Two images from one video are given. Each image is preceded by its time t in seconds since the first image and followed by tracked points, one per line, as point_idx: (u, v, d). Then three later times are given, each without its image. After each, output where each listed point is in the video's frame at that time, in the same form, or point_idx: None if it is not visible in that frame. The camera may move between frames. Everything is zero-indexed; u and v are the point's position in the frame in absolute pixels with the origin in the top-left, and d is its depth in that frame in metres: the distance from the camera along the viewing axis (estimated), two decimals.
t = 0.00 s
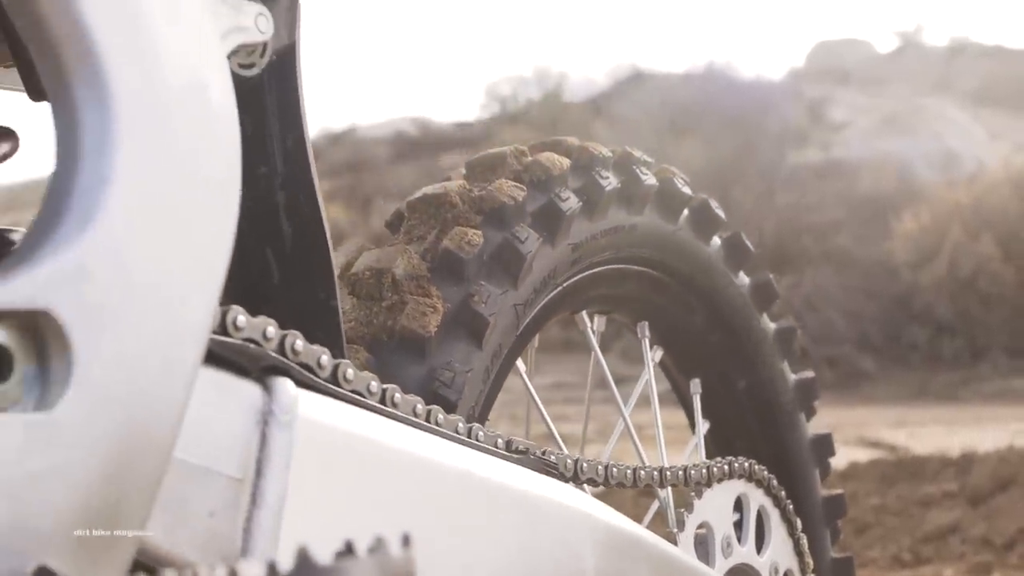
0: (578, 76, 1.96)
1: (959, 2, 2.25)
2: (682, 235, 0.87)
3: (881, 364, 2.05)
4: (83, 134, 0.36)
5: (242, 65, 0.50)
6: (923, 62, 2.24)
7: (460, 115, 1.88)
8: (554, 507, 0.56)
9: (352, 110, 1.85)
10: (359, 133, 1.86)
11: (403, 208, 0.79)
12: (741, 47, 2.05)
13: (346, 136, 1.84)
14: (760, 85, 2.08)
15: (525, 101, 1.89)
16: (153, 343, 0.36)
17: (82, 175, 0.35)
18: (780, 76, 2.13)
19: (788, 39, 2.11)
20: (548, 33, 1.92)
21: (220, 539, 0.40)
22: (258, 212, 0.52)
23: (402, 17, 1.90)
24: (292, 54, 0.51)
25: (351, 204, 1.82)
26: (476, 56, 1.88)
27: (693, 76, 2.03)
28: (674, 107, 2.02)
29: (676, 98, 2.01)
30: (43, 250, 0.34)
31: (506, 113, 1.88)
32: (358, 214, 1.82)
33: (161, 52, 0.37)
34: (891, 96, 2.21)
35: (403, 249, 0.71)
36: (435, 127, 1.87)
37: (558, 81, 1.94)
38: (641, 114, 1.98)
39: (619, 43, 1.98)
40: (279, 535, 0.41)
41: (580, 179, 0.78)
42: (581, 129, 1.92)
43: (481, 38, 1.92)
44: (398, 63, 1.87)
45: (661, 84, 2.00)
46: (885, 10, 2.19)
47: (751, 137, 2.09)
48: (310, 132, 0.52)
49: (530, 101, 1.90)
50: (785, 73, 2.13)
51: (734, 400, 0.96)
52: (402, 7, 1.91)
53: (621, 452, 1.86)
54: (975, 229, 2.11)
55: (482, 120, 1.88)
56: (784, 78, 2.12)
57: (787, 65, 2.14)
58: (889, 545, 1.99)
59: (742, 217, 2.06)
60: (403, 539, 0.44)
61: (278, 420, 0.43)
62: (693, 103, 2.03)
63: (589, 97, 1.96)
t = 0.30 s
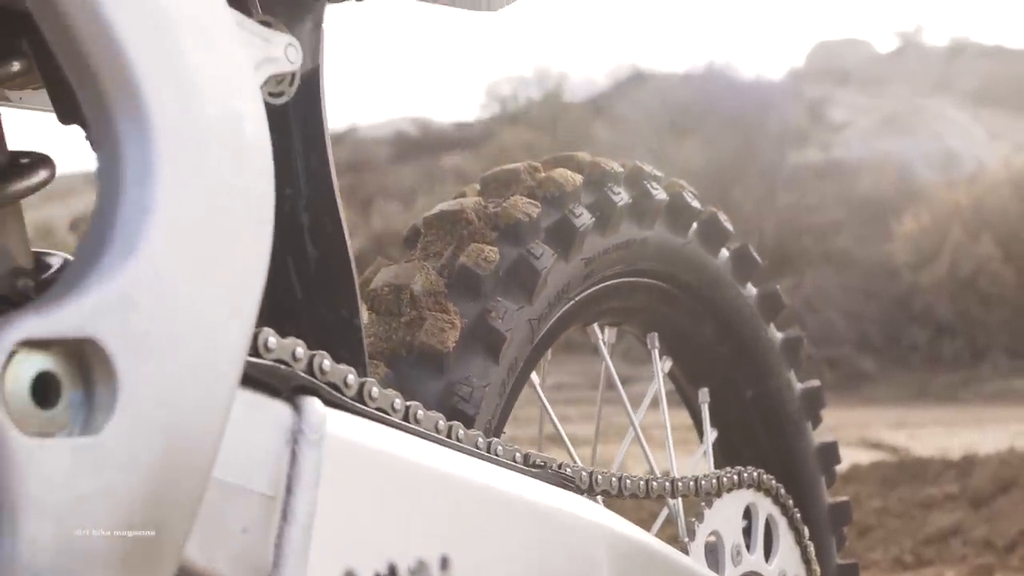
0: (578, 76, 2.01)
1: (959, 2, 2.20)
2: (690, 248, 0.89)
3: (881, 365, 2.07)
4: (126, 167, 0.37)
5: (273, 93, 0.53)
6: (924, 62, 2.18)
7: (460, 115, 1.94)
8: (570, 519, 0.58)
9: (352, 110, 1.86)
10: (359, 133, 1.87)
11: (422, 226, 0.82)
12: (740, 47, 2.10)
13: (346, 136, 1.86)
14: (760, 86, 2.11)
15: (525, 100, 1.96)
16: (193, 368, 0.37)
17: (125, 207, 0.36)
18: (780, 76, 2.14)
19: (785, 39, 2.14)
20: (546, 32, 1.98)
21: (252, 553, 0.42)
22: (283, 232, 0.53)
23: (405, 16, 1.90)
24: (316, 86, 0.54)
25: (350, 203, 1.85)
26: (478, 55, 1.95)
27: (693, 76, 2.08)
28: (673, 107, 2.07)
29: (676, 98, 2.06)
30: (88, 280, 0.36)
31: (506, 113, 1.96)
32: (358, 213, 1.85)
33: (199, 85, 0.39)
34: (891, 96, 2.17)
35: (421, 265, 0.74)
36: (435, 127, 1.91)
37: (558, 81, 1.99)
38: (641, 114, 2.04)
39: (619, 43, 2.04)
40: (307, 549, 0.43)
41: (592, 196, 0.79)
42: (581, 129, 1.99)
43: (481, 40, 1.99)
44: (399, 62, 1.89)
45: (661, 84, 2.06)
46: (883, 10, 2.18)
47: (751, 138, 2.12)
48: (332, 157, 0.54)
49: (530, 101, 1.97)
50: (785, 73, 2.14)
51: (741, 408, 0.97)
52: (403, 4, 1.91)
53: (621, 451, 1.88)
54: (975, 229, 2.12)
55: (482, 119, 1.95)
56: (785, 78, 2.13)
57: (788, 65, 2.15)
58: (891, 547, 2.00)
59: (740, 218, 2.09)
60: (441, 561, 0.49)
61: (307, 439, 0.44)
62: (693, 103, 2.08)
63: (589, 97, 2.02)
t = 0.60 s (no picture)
0: (579, 78, 1.99)
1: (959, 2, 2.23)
2: (699, 263, 0.86)
3: (882, 368, 2.09)
4: (165, 201, 0.38)
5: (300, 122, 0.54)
6: (924, 63, 2.22)
7: (460, 118, 1.92)
8: (586, 534, 0.59)
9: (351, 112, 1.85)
10: (360, 136, 1.87)
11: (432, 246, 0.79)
12: (742, 50, 2.09)
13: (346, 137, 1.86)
14: (760, 88, 2.12)
15: (526, 102, 1.94)
16: (229, 394, 0.39)
17: (164, 240, 0.38)
18: (781, 78, 2.16)
19: (787, 40, 2.15)
20: (551, 35, 1.93)
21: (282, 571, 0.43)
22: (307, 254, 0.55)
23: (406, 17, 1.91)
24: (338, 109, 0.55)
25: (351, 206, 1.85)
26: (479, 58, 1.89)
27: (693, 78, 2.07)
28: (673, 108, 2.07)
29: (676, 99, 2.05)
30: (129, 310, 0.37)
31: (506, 116, 1.94)
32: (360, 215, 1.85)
33: (235, 120, 0.40)
34: (891, 98, 2.20)
35: (435, 283, 0.71)
36: (436, 129, 1.89)
37: (559, 83, 1.97)
38: (641, 116, 2.04)
39: (619, 44, 2.01)
40: (334, 567, 0.44)
41: (604, 214, 0.77)
42: (581, 131, 1.97)
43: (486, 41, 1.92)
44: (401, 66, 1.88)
45: (662, 85, 2.05)
46: (884, 12, 2.20)
47: (751, 139, 2.12)
48: (353, 176, 0.55)
49: (531, 102, 1.95)
50: (786, 74, 2.16)
51: (751, 419, 0.96)
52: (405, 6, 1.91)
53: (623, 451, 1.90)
54: (975, 232, 2.13)
55: (482, 121, 1.93)
56: (785, 80, 2.15)
57: (788, 66, 2.17)
58: (894, 552, 1.99)
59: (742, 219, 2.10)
60: None
61: (335, 458, 0.45)
62: (692, 103, 2.07)
63: (590, 99, 2.00)
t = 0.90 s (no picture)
0: (580, 78, 1.93)
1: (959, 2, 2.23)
2: (709, 275, 0.86)
3: (884, 368, 2.08)
4: (200, 231, 0.40)
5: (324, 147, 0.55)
6: (925, 61, 2.20)
7: (462, 118, 1.85)
8: (601, 546, 0.61)
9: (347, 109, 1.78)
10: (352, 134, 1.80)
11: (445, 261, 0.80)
12: (743, 49, 2.05)
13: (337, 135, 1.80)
14: (762, 88, 2.08)
15: (527, 102, 1.88)
16: (261, 417, 0.40)
17: (197, 267, 0.39)
18: (783, 77, 2.12)
19: (790, 39, 2.11)
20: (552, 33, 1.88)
21: None
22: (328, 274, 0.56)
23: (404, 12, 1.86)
24: (358, 135, 0.56)
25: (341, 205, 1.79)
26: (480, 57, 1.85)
27: (696, 78, 2.03)
28: (675, 108, 2.02)
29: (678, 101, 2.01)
30: (165, 336, 0.38)
31: (508, 116, 1.87)
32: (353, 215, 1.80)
33: (264, 149, 0.41)
34: (892, 98, 2.19)
35: (450, 298, 0.72)
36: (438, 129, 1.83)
37: (560, 83, 1.91)
38: (642, 115, 1.97)
39: (620, 43, 1.96)
40: None
41: (615, 228, 0.78)
42: (583, 131, 1.91)
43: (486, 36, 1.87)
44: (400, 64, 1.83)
45: (664, 86, 2.00)
46: (884, 11, 2.19)
47: (753, 138, 2.06)
48: (374, 199, 0.57)
49: (533, 102, 1.89)
50: (788, 74, 2.11)
51: (758, 427, 0.97)
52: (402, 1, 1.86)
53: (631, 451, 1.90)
54: (977, 232, 2.15)
55: (484, 122, 1.86)
56: (787, 79, 2.11)
57: (789, 65, 2.13)
58: (897, 553, 2.02)
59: (742, 220, 2.05)
60: None
61: (359, 476, 0.46)
62: (693, 104, 2.03)
63: (591, 99, 1.93)
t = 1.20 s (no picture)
0: (584, 78, 1.89)
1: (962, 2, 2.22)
2: (718, 288, 0.85)
3: (887, 371, 2.07)
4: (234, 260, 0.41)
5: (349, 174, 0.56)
6: (929, 63, 2.19)
7: (466, 118, 1.81)
8: (616, 560, 0.62)
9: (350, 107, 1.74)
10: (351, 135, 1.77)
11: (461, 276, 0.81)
12: (748, 50, 2.03)
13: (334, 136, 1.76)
14: (766, 89, 2.05)
15: (531, 103, 1.84)
16: (293, 439, 0.42)
17: (231, 295, 0.40)
18: (786, 79, 2.09)
19: (793, 39, 2.09)
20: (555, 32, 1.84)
21: None
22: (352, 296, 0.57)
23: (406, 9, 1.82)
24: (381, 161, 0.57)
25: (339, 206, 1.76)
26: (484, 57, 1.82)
27: (700, 79, 2.00)
28: (679, 109, 1.98)
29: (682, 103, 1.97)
30: (200, 363, 0.40)
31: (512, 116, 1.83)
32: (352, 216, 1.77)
33: (295, 180, 0.43)
34: (896, 98, 2.18)
35: (467, 315, 0.73)
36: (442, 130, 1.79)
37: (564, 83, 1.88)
38: (645, 116, 1.93)
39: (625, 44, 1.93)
40: None
41: (628, 243, 0.78)
42: (586, 131, 1.86)
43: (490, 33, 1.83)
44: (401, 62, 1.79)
45: (669, 86, 1.96)
46: (888, 11, 2.18)
47: (758, 137, 2.03)
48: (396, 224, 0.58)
49: (536, 103, 1.84)
50: (791, 75, 2.09)
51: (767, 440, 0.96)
52: None
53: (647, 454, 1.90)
54: (981, 234, 2.13)
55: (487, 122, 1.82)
56: (790, 80, 2.09)
57: (793, 66, 2.10)
58: (902, 556, 2.04)
59: (745, 221, 2.01)
60: None
61: (384, 493, 0.47)
62: (698, 105, 1.99)
63: (595, 99, 1.89)
